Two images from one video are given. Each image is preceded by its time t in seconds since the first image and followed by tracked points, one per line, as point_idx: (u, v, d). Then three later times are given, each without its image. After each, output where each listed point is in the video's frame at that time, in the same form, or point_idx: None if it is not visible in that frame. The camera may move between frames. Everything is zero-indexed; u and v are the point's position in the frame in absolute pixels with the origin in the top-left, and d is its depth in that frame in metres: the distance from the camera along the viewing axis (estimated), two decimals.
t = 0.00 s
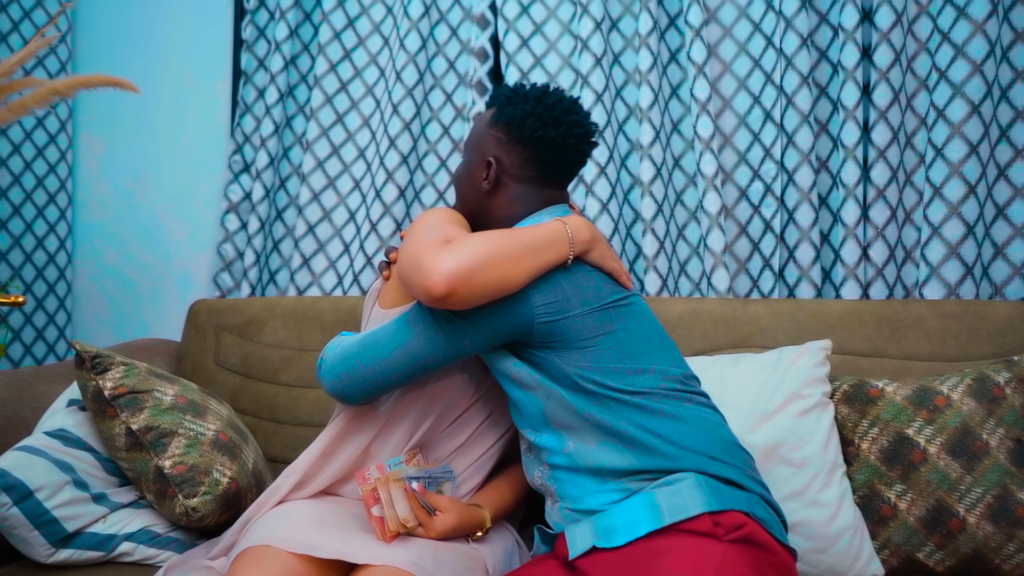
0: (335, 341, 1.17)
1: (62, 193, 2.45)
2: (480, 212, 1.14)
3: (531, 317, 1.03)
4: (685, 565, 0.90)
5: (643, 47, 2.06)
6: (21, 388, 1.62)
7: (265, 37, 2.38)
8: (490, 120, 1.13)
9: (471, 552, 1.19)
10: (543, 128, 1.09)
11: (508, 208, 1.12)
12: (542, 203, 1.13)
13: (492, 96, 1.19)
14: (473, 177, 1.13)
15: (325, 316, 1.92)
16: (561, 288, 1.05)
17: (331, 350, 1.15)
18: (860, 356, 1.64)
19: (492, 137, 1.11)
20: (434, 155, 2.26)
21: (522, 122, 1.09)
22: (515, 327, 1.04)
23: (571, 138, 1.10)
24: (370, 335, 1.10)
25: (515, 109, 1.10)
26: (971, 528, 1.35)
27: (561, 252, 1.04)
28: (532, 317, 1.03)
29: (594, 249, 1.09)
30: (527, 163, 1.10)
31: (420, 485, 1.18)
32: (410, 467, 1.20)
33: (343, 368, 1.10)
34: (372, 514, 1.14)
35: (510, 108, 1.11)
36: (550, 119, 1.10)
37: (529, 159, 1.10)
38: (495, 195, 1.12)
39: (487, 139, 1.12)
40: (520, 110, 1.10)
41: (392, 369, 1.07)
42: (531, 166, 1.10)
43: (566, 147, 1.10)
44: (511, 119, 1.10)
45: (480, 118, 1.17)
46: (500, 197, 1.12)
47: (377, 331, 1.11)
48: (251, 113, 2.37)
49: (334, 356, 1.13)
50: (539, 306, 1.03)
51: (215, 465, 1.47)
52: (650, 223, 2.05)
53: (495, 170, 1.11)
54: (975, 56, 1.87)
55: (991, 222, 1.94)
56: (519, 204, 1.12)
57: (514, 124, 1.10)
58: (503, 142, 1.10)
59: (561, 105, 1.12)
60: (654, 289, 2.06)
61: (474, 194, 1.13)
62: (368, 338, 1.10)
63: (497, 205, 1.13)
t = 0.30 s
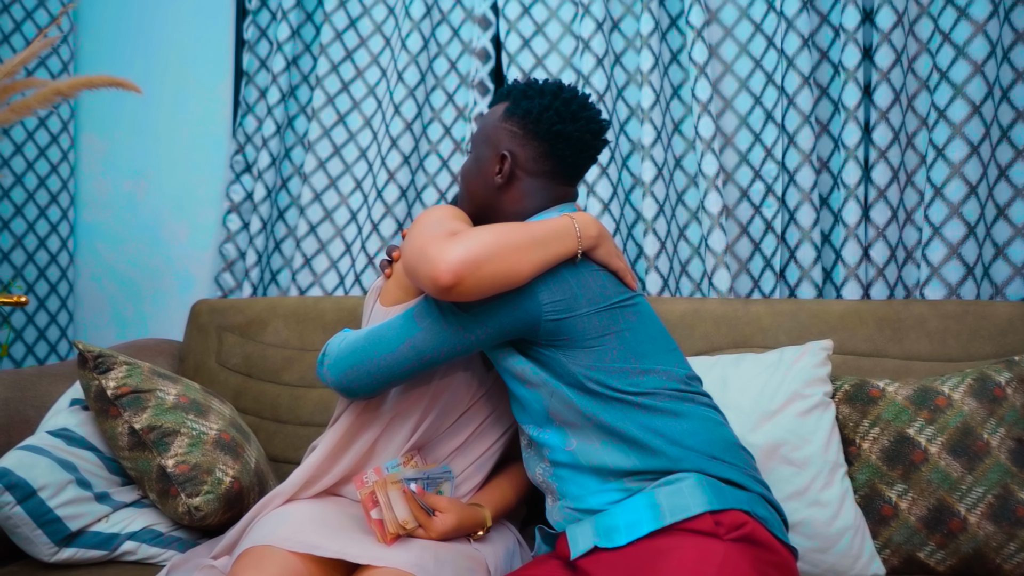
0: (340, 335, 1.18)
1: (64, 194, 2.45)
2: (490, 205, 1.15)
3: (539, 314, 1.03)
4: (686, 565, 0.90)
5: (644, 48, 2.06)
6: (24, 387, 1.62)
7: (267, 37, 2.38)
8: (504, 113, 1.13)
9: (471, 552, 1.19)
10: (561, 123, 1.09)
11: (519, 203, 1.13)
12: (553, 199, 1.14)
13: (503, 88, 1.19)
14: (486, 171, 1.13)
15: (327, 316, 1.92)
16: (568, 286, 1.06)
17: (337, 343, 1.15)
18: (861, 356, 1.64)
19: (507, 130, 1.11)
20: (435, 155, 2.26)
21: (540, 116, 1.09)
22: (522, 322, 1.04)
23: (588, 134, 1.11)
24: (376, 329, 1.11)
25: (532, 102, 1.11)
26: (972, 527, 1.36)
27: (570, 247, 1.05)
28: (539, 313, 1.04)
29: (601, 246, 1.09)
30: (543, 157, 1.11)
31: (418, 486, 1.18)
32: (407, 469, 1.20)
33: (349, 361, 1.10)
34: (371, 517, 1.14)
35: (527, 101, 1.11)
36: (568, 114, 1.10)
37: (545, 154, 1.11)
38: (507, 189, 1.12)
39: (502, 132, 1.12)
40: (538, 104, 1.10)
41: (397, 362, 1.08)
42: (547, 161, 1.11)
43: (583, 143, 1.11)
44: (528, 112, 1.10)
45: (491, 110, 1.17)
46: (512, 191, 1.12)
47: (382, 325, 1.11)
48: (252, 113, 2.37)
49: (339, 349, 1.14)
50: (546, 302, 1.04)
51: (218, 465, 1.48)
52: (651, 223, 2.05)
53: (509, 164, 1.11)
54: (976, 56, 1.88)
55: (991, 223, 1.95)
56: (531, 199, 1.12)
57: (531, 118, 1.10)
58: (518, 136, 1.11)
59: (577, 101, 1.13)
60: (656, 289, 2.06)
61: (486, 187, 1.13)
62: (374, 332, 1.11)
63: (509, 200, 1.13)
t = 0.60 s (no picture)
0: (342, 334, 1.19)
1: (65, 194, 2.46)
2: (492, 204, 1.15)
3: (541, 313, 1.04)
4: (687, 564, 0.91)
5: (645, 49, 2.07)
6: (27, 387, 1.63)
7: (268, 38, 2.39)
8: (507, 111, 1.14)
9: (473, 553, 1.20)
10: (564, 120, 1.10)
11: (521, 201, 1.13)
12: (555, 198, 1.14)
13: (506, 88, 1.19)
14: (488, 169, 1.14)
15: (328, 316, 1.93)
16: (570, 285, 1.06)
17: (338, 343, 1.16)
18: (861, 356, 1.65)
19: (510, 128, 1.12)
20: (436, 156, 2.27)
21: (543, 114, 1.10)
22: (523, 321, 1.04)
23: (590, 132, 1.11)
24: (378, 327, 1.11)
25: (535, 100, 1.11)
26: (972, 527, 1.36)
27: (572, 245, 1.05)
28: (541, 312, 1.04)
29: (604, 246, 1.10)
30: (545, 155, 1.11)
31: (420, 488, 1.18)
32: (409, 471, 1.20)
33: (351, 358, 1.11)
34: (374, 520, 1.14)
35: (530, 99, 1.12)
36: (571, 111, 1.11)
37: (547, 152, 1.11)
38: (510, 186, 1.13)
39: (504, 130, 1.13)
40: (540, 102, 1.11)
41: (399, 360, 1.08)
42: (549, 159, 1.11)
43: (585, 140, 1.11)
44: (531, 110, 1.11)
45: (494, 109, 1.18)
46: (514, 189, 1.13)
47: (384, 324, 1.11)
48: (254, 114, 2.37)
49: (341, 347, 1.14)
50: (548, 301, 1.04)
51: (220, 464, 1.48)
52: (652, 223, 2.06)
53: (511, 162, 1.11)
54: (975, 57, 1.88)
55: (991, 223, 1.95)
56: (533, 197, 1.13)
57: (534, 115, 1.10)
58: (521, 134, 1.11)
59: (580, 99, 1.13)
60: (656, 289, 2.07)
61: (488, 185, 1.14)
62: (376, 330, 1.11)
63: (511, 198, 1.14)
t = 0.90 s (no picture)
0: (341, 340, 1.20)
1: (68, 196, 2.47)
2: (491, 204, 1.16)
3: (539, 315, 1.05)
4: (686, 564, 0.92)
5: (645, 51, 2.08)
6: (30, 388, 1.64)
7: (270, 40, 2.40)
8: (508, 112, 1.15)
9: (475, 553, 1.20)
10: (564, 121, 1.11)
11: (519, 201, 1.14)
12: (553, 199, 1.15)
13: (507, 90, 1.20)
14: (487, 169, 1.14)
15: (330, 317, 1.94)
16: (568, 288, 1.07)
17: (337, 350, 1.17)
18: (861, 356, 1.66)
19: (510, 129, 1.13)
20: (437, 157, 2.27)
21: (542, 115, 1.11)
22: (522, 323, 1.05)
23: (589, 134, 1.12)
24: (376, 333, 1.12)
25: (535, 101, 1.12)
26: (971, 526, 1.37)
27: (569, 248, 1.06)
28: (539, 315, 1.05)
29: (601, 248, 1.11)
30: (545, 156, 1.12)
31: (425, 490, 1.18)
32: (414, 472, 1.20)
33: (350, 365, 1.12)
34: (379, 520, 1.15)
35: (531, 100, 1.13)
36: (571, 112, 1.12)
37: (546, 152, 1.12)
38: (509, 187, 1.14)
39: (504, 130, 1.13)
40: (540, 103, 1.12)
41: (398, 366, 1.08)
42: (548, 159, 1.12)
43: (584, 140, 1.12)
44: (531, 111, 1.12)
45: (495, 110, 1.19)
46: (513, 189, 1.14)
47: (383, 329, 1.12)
48: (256, 116, 2.38)
49: (340, 354, 1.15)
50: (546, 303, 1.05)
51: (223, 465, 1.49)
52: (652, 225, 2.07)
53: (510, 162, 1.12)
54: (974, 59, 1.89)
55: (990, 225, 1.96)
56: (532, 197, 1.14)
57: (534, 116, 1.11)
58: (520, 134, 1.12)
59: (580, 100, 1.14)
60: (657, 290, 2.08)
61: (487, 185, 1.14)
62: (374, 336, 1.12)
63: (510, 199, 1.14)
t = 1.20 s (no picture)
0: (341, 343, 1.21)
1: (70, 197, 2.48)
2: (489, 206, 1.17)
3: (534, 318, 1.06)
4: (685, 564, 0.93)
5: (645, 54, 2.09)
6: (35, 389, 1.65)
7: (271, 42, 2.41)
8: (507, 116, 1.16)
9: (475, 553, 1.22)
10: (562, 125, 1.12)
11: (517, 203, 1.15)
12: (551, 202, 1.16)
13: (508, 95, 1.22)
14: (486, 171, 1.16)
15: (332, 318, 1.95)
16: (564, 291, 1.08)
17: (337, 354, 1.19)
18: (859, 358, 1.67)
19: (509, 132, 1.14)
20: (438, 159, 2.28)
21: (540, 118, 1.12)
22: (518, 327, 1.06)
23: (587, 138, 1.13)
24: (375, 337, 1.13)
25: (534, 105, 1.14)
26: (968, 526, 1.38)
27: (564, 251, 1.07)
28: (534, 318, 1.06)
29: (596, 251, 1.12)
30: (542, 158, 1.13)
31: (426, 490, 1.19)
32: (415, 472, 1.21)
33: (349, 369, 1.13)
34: (380, 520, 1.16)
35: (530, 104, 1.14)
36: (569, 117, 1.13)
37: (544, 155, 1.13)
38: (506, 189, 1.15)
39: (503, 133, 1.15)
40: (539, 106, 1.13)
41: (396, 369, 1.10)
42: (546, 162, 1.13)
43: (582, 144, 1.13)
44: (529, 114, 1.13)
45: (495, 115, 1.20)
46: (511, 191, 1.15)
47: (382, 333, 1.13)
48: (257, 118, 2.39)
49: (340, 357, 1.16)
50: (541, 306, 1.06)
51: (226, 465, 1.50)
52: (652, 227, 2.08)
53: (509, 164, 1.13)
54: (972, 63, 1.90)
55: (988, 227, 1.97)
56: (529, 199, 1.15)
57: (532, 119, 1.13)
58: (519, 137, 1.13)
59: (579, 105, 1.15)
60: (657, 292, 2.09)
61: (485, 187, 1.15)
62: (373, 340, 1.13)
63: (508, 201, 1.15)
